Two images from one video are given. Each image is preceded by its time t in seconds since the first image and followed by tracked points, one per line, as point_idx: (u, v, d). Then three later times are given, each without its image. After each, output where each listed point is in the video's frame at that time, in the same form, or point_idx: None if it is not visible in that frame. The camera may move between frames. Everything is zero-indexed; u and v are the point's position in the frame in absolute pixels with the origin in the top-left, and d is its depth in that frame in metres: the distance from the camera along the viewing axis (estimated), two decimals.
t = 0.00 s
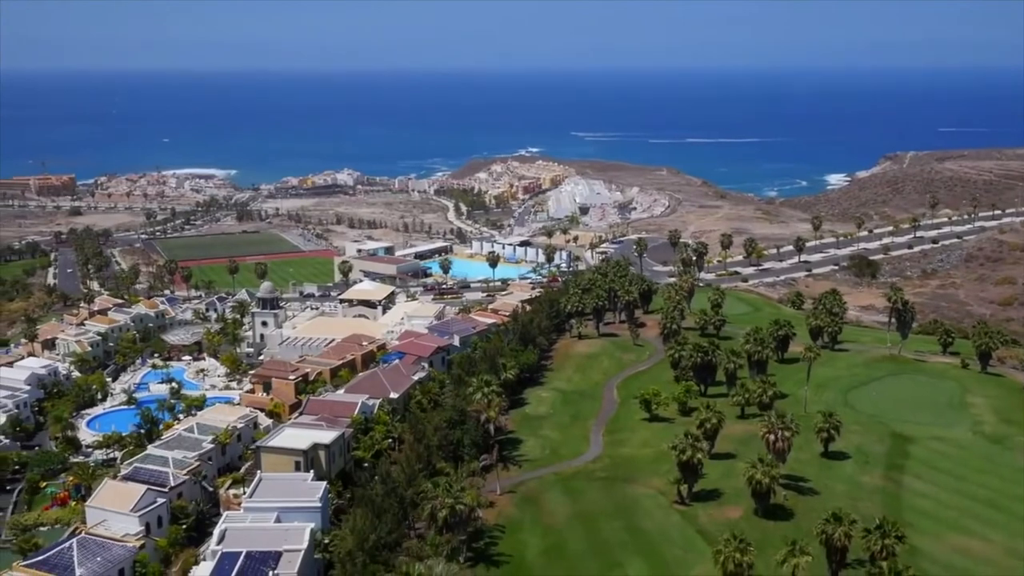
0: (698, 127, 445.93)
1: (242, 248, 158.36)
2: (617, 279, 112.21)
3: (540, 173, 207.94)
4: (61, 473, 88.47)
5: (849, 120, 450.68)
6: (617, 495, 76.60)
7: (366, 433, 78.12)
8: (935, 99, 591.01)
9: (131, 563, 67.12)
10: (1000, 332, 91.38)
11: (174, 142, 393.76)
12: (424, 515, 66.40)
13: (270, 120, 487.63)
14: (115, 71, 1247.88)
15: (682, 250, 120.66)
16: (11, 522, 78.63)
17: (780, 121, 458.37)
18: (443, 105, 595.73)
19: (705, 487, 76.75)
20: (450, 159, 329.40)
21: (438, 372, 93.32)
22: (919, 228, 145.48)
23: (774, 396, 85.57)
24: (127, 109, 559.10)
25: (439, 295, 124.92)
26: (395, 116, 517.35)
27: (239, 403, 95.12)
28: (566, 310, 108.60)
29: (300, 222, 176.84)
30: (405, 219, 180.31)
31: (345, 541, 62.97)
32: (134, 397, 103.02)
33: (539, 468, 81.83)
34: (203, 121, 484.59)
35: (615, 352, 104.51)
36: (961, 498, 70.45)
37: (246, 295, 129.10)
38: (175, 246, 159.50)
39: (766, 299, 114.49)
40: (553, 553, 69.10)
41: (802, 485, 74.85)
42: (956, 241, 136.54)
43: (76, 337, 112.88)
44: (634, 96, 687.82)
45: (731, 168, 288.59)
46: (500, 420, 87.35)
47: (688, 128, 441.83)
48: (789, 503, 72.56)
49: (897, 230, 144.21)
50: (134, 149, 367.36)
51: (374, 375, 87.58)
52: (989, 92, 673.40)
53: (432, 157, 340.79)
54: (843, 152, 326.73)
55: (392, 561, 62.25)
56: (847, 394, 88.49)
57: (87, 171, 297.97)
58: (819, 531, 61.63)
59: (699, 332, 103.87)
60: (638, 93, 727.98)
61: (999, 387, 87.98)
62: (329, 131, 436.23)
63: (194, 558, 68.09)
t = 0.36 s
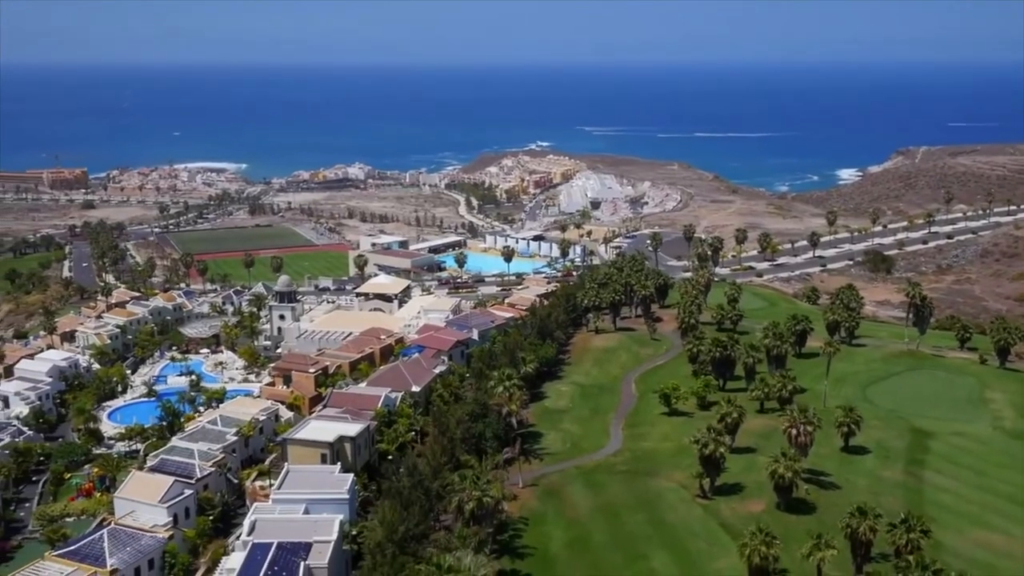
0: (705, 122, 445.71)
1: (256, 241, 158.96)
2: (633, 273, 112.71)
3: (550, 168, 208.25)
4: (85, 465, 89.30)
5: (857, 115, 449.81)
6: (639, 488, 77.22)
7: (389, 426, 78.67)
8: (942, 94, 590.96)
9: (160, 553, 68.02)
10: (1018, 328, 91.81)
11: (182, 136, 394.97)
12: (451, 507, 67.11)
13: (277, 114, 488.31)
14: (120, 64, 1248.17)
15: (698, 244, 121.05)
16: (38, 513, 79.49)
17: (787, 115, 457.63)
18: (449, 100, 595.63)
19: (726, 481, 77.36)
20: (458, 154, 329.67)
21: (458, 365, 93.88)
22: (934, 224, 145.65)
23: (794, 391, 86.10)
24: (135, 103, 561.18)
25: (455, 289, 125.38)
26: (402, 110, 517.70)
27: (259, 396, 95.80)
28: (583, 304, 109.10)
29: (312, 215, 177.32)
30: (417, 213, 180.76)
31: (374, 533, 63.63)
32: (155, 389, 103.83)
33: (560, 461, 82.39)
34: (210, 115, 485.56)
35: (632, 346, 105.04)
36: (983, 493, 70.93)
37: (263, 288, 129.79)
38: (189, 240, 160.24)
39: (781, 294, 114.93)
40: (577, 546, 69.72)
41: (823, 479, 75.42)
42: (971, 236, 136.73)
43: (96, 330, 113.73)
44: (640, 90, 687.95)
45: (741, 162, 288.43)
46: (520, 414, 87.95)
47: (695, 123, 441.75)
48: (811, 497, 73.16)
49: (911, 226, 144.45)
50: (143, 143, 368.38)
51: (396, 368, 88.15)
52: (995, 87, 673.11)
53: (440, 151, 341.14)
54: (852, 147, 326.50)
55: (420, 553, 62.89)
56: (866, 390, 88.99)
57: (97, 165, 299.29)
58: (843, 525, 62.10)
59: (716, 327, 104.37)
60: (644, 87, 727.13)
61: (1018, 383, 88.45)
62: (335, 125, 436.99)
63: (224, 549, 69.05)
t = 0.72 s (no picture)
0: (716, 115, 445.08)
1: (272, 233, 159.80)
2: (652, 267, 113.09)
3: (564, 161, 208.55)
4: (111, 454, 90.31)
5: (868, 108, 448.40)
6: (663, 479, 77.77)
7: (415, 417, 79.33)
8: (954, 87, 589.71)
9: (192, 542, 68.98)
10: None
11: (193, 129, 396.48)
12: (480, 497, 67.81)
13: (287, 107, 489.26)
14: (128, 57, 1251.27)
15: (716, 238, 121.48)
16: (67, 502, 80.48)
17: (799, 108, 456.54)
18: (458, 92, 595.70)
19: (750, 474, 77.91)
20: (469, 146, 329.95)
21: (480, 358, 94.54)
22: (951, 218, 145.77)
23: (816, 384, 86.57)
24: (145, 95, 563.65)
25: (472, 281, 125.86)
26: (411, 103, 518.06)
27: (282, 387, 96.49)
28: (602, 297, 109.49)
29: (326, 208, 177.95)
30: (431, 205, 181.31)
31: (405, 522, 64.41)
32: (177, 380, 104.76)
33: (584, 453, 82.96)
34: (219, 108, 486.86)
35: (652, 340, 105.52)
36: (1007, 487, 71.37)
37: (282, 281, 130.60)
38: (205, 232, 161.23)
39: (799, 288, 115.35)
40: (602, 536, 70.32)
41: (847, 472, 75.91)
42: (989, 230, 136.83)
43: (118, 321, 114.87)
44: (650, 83, 687.11)
45: (755, 156, 288.11)
46: (543, 406, 88.51)
47: (706, 116, 441.09)
48: (835, 490, 73.68)
49: (929, 220, 144.58)
50: (155, 136, 370.22)
51: (419, 360, 88.80)
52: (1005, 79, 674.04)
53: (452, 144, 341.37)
54: (865, 140, 325.64)
55: (450, 543, 63.58)
56: (887, 383, 89.50)
57: (112, 158, 301.00)
58: (870, 518, 62.50)
59: (735, 321, 104.87)
60: (653, 79, 725.80)
61: None
62: (345, 117, 437.86)
63: (255, 539, 70.32)
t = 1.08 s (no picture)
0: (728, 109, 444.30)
1: (289, 227, 160.61)
2: (671, 261, 113.48)
3: (579, 155, 208.82)
4: (137, 445, 91.35)
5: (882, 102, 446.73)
6: (686, 472, 78.22)
7: (439, 409, 79.91)
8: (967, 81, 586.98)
9: (221, 532, 69.91)
10: None
11: (206, 123, 398.47)
12: (507, 489, 68.39)
13: (298, 101, 490.39)
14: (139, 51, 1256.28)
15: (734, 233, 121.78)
16: (95, 492, 81.69)
17: (811, 103, 455.28)
18: (469, 86, 595.86)
19: (773, 467, 78.34)
20: (482, 140, 330.28)
21: (501, 351, 95.14)
22: (970, 213, 145.66)
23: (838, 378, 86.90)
24: (157, 89, 566.29)
25: (490, 275, 126.30)
26: (421, 97, 518.41)
27: (305, 380, 97.20)
28: (621, 291, 109.94)
29: (342, 202, 178.65)
30: (446, 199, 181.81)
31: (433, 513, 65.07)
32: (199, 373, 105.69)
33: (607, 446, 83.48)
34: (231, 102, 488.59)
35: (672, 334, 106.00)
36: None
37: (301, 274, 131.38)
38: (222, 225, 162.15)
39: (818, 282, 115.65)
40: (627, 529, 70.83)
41: (870, 466, 76.30)
42: (1008, 225, 136.73)
43: (139, 314, 115.95)
44: (660, 77, 685.93)
45: (769, 150, 287.60)
46: (565, 399, 89.07)
47: (718, 110, 440.35)
48: (859, 483, 74.07)
49: (947, 214, 144.50)
50: (169, 130, 372.16)
51: (442, 353, 89.41)
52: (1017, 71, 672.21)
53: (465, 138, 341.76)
54: (879, 134, 324.60)
55: (478, 534, 64.22)
56: (908, 378, 89.82)
57: (129, 151, 303.54)
58: (896, 511, 62.76)
59: (754, 315, 105.22)
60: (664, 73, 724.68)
61: None
62: (356, 111, 438.98)
63: (285, 529, 71.43)
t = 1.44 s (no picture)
0: (737, 105, 443.57)
1: (302, 221, 161.24)
2: (687, 257, 113.84)
3: (590, 150, 208.99)
4: (158, 438, 92.28)
5: (893, 97, 445.33)
6: (706, 467, 78.60)
7: (460, 404, 80.37)
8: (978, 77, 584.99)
9: (246, 523, 70.70)
10: None
11: (217, 117, 400.31)
12: (530, 482, 68.86)
13: (307, 96, 491.02)
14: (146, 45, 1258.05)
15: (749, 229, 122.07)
16: (119, 484, 82.71)
17: (821, 98, 454.27)
18: (477, 81, 595.76)
19: (793, 462, 78.69)
20: (493, 136, 330.40)
21: (519, 346, 95.55)
22: (985, 209, 145.58)
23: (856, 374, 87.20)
24: (167, 84, 568.45)
25: (505, 270, 126.51)
26: (430, 92, 518.48)
27: (323, 374, 97.76)
28: (637, 287, 110.27)
29: (355, 197, 179.16)
30: (458, 194, 182.13)
31: (457, 507, 65.59)
32: (218, 366, 106.47)
33: (626, 441, 83.92)
34: (240, 96, 489.72)
35: (688, 329, 106.38)
36: None
37: (316, 269, 131.99)
38: (235, 220, 162.91)
39: (833, 279, 115.94)
40: (648, 523, 71.27)
41: (889, 461, 76.67)
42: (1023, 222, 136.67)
43: (157, 308, 116.84)
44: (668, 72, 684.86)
45: (781, 146, 287.36)
46: (584, 394, 89.54)
47: (727, 106, 439.67)
48: (879, 479, 74.42)
49: (962, 211, 144.47)
50: (179, 125, 373.50)
51: (462, 347, 89.84)
52: None
53: (475, 133, 342.15)
54: (890, 130, 323.83)
55: (502, 526, 64.73)
56: (925, 374, 90.17)
57: (142, 146, 305.34)
58: (917, 506, 63.00)
59: (770, 311, 105.48)
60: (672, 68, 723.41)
61: None
62: (365, 106, 439.81)
63: (308, 523, 72.67)
